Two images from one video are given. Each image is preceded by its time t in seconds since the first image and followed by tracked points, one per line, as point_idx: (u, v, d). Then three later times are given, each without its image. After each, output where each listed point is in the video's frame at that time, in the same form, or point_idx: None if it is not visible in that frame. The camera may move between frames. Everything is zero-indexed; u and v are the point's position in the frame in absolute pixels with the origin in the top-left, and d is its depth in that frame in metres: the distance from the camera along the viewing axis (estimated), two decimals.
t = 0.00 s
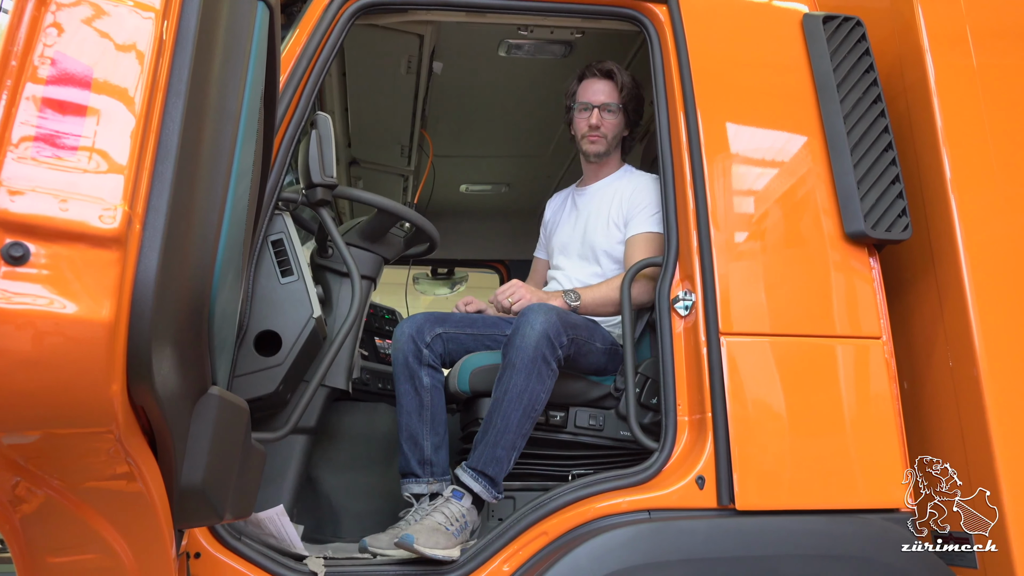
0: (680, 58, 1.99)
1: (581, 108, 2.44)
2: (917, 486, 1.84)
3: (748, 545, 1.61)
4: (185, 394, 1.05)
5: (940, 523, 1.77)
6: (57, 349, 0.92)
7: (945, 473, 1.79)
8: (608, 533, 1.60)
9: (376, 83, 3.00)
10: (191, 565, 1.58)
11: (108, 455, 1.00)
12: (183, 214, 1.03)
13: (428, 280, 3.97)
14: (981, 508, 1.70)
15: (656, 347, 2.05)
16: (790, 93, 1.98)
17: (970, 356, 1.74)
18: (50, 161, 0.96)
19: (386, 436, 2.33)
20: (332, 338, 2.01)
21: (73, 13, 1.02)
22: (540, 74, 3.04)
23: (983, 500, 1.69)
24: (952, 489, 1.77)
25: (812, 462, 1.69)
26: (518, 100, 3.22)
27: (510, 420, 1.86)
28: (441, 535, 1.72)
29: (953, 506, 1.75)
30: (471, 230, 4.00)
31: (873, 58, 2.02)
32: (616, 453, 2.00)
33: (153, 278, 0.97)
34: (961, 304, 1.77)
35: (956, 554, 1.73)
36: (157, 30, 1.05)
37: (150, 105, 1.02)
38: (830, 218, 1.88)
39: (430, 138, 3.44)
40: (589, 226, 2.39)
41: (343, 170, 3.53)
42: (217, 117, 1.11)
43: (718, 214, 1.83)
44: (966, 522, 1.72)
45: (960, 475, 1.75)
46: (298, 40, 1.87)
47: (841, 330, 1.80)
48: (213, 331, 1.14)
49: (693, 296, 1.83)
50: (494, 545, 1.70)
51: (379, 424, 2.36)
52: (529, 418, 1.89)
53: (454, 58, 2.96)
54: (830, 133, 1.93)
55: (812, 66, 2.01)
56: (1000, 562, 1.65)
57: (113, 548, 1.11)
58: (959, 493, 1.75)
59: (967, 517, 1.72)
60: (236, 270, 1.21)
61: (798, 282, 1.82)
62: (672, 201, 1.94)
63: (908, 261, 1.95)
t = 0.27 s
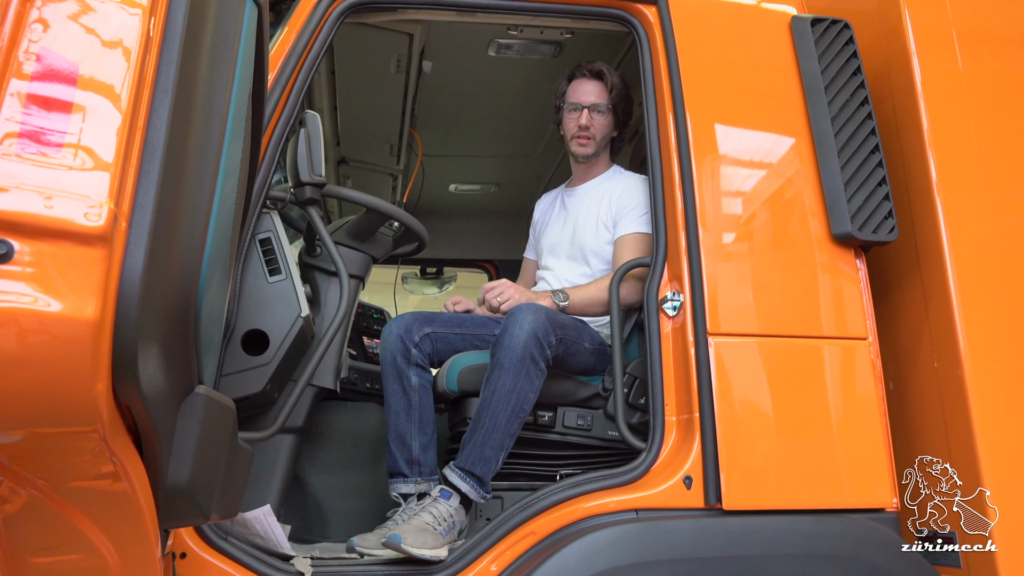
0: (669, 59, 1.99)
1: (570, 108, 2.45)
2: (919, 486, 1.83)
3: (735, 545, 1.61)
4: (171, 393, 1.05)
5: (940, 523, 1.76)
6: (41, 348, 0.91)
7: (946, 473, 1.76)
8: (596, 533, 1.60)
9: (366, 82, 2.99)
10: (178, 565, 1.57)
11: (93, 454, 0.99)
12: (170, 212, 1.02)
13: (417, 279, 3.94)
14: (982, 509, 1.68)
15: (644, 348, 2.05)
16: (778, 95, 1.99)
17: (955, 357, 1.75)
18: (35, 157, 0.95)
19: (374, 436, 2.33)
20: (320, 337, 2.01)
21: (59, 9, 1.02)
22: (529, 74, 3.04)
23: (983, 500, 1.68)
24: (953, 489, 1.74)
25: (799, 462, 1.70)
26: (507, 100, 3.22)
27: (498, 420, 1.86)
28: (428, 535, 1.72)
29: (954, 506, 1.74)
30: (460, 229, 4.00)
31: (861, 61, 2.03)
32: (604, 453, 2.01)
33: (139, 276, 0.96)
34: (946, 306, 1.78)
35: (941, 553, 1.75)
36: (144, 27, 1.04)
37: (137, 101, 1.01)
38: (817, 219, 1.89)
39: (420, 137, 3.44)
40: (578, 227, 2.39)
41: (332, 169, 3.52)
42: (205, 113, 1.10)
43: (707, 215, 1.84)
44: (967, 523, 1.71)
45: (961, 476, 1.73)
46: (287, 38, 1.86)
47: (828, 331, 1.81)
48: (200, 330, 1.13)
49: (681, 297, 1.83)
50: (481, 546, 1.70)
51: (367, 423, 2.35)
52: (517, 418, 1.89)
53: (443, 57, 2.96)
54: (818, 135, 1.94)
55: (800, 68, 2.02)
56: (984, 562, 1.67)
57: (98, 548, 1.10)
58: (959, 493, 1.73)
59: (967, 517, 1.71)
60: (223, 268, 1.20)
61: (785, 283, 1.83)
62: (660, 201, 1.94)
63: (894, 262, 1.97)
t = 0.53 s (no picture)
0: (658, 60, 2.00)
1: (560, 109, 2.45)
2: (918, 486, 1.80)
3: (722, 545, 1.62)
4: (157, 392, 1.04)
5: (940, 523, 1.75)
6: (26, 347, 0.90)
7: (946, 473, 1.74)
8: (584, 533, 1.61)
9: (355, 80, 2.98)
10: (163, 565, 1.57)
11: (78, 453, 0.99)
12: (156, 210, 1.01)
13: (406, 278, 3.93)
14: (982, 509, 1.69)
15: (633, 348, 2.06)
16: (767, 96, 2.00)
17: (940, 358, 1.76)
18: (20, 154, 0.93)
19: (362, 436, 2.32)
20: (308, 337, 2.00)
21: (45, 4, 1.01)
22: (519, 73, 3.04)
23: (983, 500, 1.69)
24: (953, 489, 1.72)
25: (785, 462, 1.71)
26: (497, 99, 3.22)
27: (486, 419, 1.86)
28: (416, 535, 1.72)
29: (954, 506, 1.72)
30: (449, 229, 3.99)
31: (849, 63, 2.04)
32: (593, 453, 2.01)
33: (125, 275, 0.96)
34: (932, 307, 1.80)
35: (924, 552, 1.78)
36: (131, 24, 1.04)
37: (124, 99, 1.01)
38: (805, 221, 1.90)
39: (409, 136, 3.43)
40: (567, 227, 2.39)
41: (321, 167, 3.51)
42: (193, 111, 1.09)
43: (696, 216, 1.85)
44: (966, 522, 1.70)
45: (961, 476, 1.70)
46: (276, 36, 1.85)
47: (815, 332, 1.82)
48: (187, 330, 1.13)
49: (670, 297, 1.84)
50: (469, 546, 1.70)
51: (355, 423, 2.34)
52: (506, 418, 1.88)
53: (433, 55, 2.95)
54: (806, 137, 1.95)
55: (789, 70, 2.03)
56: (968, 562, 1.69)
57: (82, 547, 1.09)
58: (959, 493, 1.71)
59: (967, 517, 1.70)
60: (210, 267, 1.19)
61: (773, 284, 1.83)
62: (649, 202, 1.94)
63: (880, 264, 1.98)
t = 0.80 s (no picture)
0: (648, 61, 2.00)
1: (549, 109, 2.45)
2: (918, 486, 1.78)
3: (710, 545, 1.62)
4: (144, 391, 1.03)
5: (940, 523, 1.74)
6: (10, 344, 0.90)
7: (946, 473, 1.72)
8: (572, 533, 1.61)
9: (344, 79, 2.97)
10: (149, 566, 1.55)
11: (62, 453, 0.98)
12: (143, 208, 1.01)
13: (395, 278, 3.92)
14: (981, 508, 1.71)
15: (621, 348, 2.06)
16: (755, 98, 2.01)
17: (926, 359, 1.78)
18: (5, 151, 0.93)
19: (351, 436, 2.32)
20: (297, 336, 1.99)
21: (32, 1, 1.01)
22: (509, 73, 3.04)
23: (982, 499, 1.71)
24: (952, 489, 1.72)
25: (772, 462, 1.72)
26: (487, 99, 3.21)
27: (475, 419, 1.86)
28: (404, 535, 1.72)
29: (953, 506, 1.71)
30: (438, 228, 3.98)
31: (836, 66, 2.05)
32: (581, 453, 2.01)
33: (112, 273, 0.95)
34: (918, 309, 1.81)
35: (913, 553, 1.78)
36: (118, 20, 1.03)
37: (110, 95, 1.00)
38: (793, 222, 1.91)
39: (398, 135, 3.42)
40: (557, 228, 2.39)
41: (310, 166, 3.50)
42: (180, 108, 1.08)
43: (685, 217, 1.85)
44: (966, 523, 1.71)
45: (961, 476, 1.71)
46: (265, 34, 1.85)
47: (802, 333, 1.83)
48: (174, 329, 1.12)
49: (658, 298, 1.84)
50: (457, 546, 1.70)
51: (343, 423, 2.34)
52: (495, 418, 1.88)
53: (423, 55, 2.95)
54: (794, 139, 1.96)
55: (777, 72, 2.04)
56: (952, 562, 1.70)
57: (66, 547, 1.07)
58: (959, 493, 1.71)
59: (967, 517, 1.71)
60: (198, 265, 1.19)
61: (761, 284, 1.84)
62: (638, 202, 1.95)
63: (867, 266, 1.99)
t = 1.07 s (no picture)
0: (638, 62, 2.01)
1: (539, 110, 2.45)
2: (918, 487, 1.76)
3: (698, 545, 1.63)
4: (131, 390, 1.03)
5: (939, 524, 1.72)
6: None
7: (945, 473, 1.72)
8: (561, 533, 1.61)
9: (334, 78, 2.97)
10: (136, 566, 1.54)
11: (48, 453, 0.97)
12: (130, 207, 1.00)
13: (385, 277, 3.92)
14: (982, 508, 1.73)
15: (611, 348, 2.07)
16: (744, 99, 2.02)
17: (913, 360, 1.79)
18: None
19: (339, 436, 2.31)
20: (285, 336, 1.99)
21: None
22: (499, 73, 3.04)
23: (982, 499, 1.73)
24: (952, 489, 1.72)
25: (761, 462, 1.73)
26: (477, 99, 3.21)
27: (464, 419, 1.86)
28: (393, 535, 1.71)
29: (954, 505, 1.72)
30: (428, 228, 3.98)
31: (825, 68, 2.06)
32: (570, 453, 2.01)
33: (99, 272, 0.94)
34: (905, 310, 1.82)
35: (899, 553, 1.80)
36: (106, 17, 1.02)
37: (98, 93, 0.99)
38: (782, 223, 1.92)
39: (388, 135, 3.42)
40: (547, 228, 2.39)
41: (300, 165, 3.49)
42: (168, 107, 1.08)
43: (674, 218, 1.86)
44: (967, 522, 1.72)
45: (960, 475, 1.73)
46: (254, 33, 1.84)
47: (791, 334, 1.84)
48: (162, 328, 1.11)
49: (648, 298, 1.85)
50: (446, 545, 1.70)
51: (332, 422, 2.33)
52: (484, 418, 1.88)
53: (413, 54, 2.94)
54: (783, 140, 1.97)
55: (766, 74, 2.05)
56: (938, 561, 1.71)
57: (52, 548, 1.07)
58: (959, 493, 1.72)
59: (967, 517, 1.72)
60: (186, 264, 1.18)
61: (750, 285, 1.85)
62: (628, 203, 1.95)
63: (855, 267, 2.00)
